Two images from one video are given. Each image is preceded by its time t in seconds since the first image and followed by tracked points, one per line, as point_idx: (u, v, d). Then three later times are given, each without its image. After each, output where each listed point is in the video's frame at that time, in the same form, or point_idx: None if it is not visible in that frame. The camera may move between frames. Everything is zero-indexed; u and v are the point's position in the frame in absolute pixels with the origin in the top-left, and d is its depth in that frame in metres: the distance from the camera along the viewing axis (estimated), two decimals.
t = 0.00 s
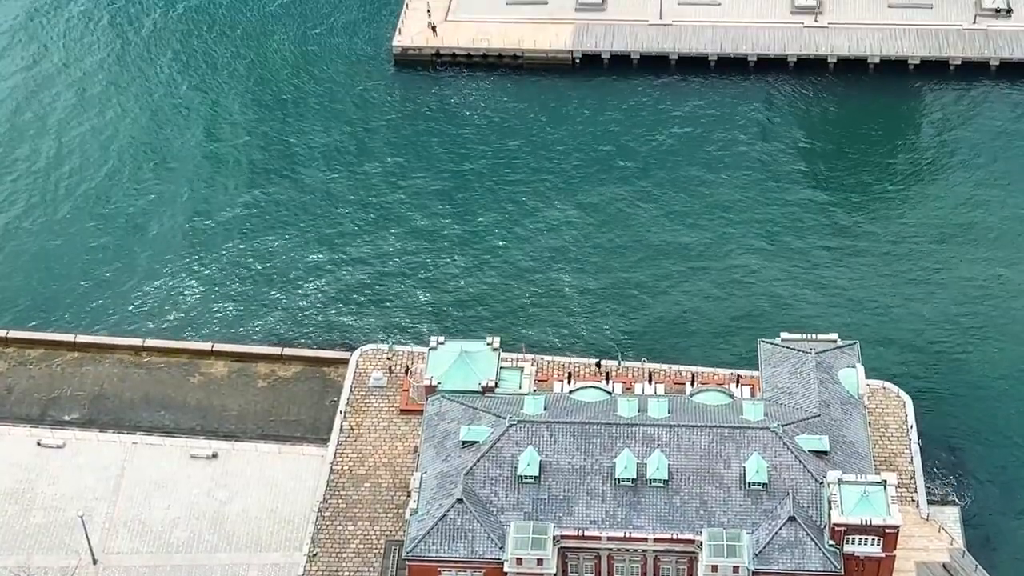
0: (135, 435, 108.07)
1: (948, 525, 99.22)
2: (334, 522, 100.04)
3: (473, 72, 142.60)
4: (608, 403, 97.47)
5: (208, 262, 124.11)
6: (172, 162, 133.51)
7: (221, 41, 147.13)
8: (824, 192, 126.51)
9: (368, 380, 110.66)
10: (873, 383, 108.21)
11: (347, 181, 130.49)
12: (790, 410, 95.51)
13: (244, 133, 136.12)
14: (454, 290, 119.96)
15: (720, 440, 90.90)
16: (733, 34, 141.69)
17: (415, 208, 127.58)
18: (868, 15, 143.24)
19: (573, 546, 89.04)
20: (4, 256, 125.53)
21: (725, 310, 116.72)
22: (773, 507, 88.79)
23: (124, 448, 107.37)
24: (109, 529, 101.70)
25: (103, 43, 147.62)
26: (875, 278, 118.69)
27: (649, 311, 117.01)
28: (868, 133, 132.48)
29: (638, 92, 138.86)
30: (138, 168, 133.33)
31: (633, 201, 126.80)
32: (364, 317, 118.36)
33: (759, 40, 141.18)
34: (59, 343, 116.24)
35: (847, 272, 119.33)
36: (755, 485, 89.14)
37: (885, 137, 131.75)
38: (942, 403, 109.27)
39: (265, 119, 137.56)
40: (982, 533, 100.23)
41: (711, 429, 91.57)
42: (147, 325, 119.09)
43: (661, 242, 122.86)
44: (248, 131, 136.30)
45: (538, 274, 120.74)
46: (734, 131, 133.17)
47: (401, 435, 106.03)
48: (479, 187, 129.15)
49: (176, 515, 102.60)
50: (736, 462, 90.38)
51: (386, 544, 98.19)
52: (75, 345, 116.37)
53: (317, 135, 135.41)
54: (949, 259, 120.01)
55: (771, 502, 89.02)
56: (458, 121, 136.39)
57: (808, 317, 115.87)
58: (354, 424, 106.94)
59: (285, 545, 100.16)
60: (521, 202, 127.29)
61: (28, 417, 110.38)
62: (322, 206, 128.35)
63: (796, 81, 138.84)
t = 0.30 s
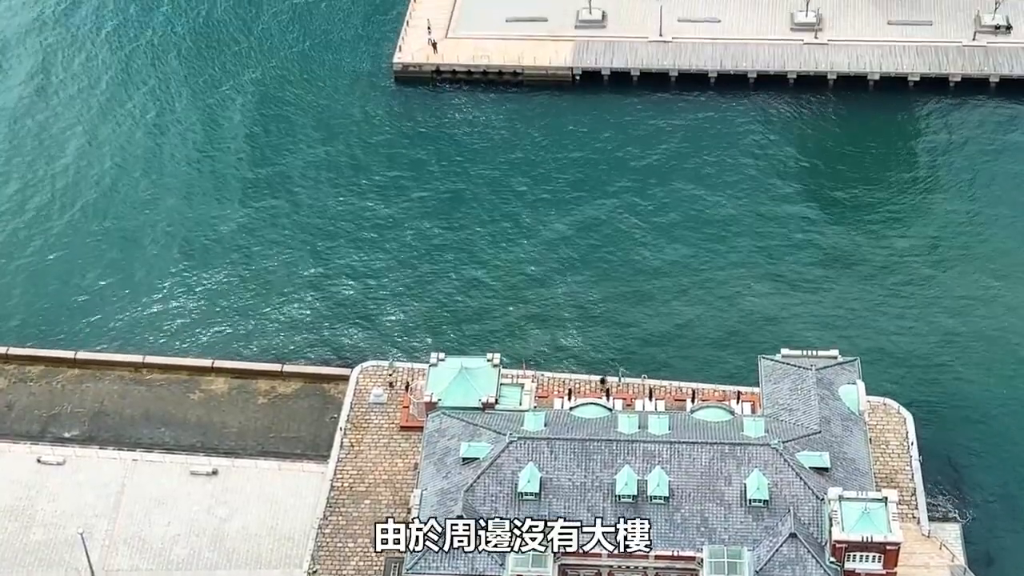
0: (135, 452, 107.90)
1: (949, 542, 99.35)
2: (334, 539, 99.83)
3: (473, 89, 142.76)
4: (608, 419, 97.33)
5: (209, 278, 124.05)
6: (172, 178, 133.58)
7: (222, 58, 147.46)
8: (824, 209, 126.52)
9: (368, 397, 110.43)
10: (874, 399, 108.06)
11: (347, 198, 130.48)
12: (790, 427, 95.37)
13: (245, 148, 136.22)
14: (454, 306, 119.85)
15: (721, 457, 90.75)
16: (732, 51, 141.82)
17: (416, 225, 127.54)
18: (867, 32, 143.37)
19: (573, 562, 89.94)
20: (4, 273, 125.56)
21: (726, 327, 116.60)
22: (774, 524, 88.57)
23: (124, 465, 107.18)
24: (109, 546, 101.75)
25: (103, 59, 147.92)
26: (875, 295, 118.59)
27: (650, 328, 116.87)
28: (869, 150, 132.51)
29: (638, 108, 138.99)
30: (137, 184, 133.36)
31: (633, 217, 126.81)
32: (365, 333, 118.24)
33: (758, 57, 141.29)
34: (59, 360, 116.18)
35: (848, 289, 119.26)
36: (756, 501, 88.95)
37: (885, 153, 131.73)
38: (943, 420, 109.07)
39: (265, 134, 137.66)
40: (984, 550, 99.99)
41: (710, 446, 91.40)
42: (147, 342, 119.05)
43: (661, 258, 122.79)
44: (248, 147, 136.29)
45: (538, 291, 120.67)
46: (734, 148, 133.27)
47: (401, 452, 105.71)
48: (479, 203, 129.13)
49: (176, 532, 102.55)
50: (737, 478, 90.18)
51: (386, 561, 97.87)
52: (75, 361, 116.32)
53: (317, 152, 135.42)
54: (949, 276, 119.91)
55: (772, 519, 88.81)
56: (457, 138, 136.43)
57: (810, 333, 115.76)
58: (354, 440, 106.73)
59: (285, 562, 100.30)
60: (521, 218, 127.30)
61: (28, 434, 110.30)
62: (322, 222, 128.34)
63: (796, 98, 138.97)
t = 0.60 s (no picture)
0: (135, 469, 107.70)
1: (951, 560, 98.94)
2: (334, 556, 99.79)
3: (473, 106, 142.89)
4: (609, 436, 97.25)
5: (209, 295, 124.03)
6: (172, 195, 133.62)
7: (223, 75, 147.63)
8: (825, 225, 126.55)
9: (369, 414, 110.23)
10: (875, 416, 107.88)
11: (347, 214, 130.46)
12: (791, 444, 95.33)
13: (246, 165, 136.23)
14: (455, 323, 119.71)
15: (722, 474, 90.72)
16: (732, 68, 141.99)
17: (417, 241, 127.46)
18: (867, 49, 143.56)
19: None
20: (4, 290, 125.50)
21: (727, 343, 116.53)
22: (775, 541, 88.45)
23: (124, 482, 106.99)
24: (109, 563, 102.01)
25: (104, 76, 148.14)
26: (877, 312, 118.50)
27: (650, 344, 116.84)
28: (868, 166, 132.63)
29: (638, 125, 139.12)
30: (137, 200, 133.38)
31: (634, 234, 126.75)
32: (365, 350, 118.17)
33: (758, 74, 141.41)
34: (59, 377, 116.10)
35: (849, 305, 119.19)
36: (757, 518, 88.88)
37: (885, 170, 131.82)
38: (945, 436, 108.89)
39: (266, 151, 137.71)
40: (986, 567, 99.85)
41: (712, 463, 91.32)
42: (148, 359, 119.00)
43: (662, 275, 122.72)
44: (248, 164, 136.33)
45: (539, 308, 120.52)
46: (735, 164, 133.31)
47: (402, 469, 105.54)
48: (480, 220, 129.07)
49: (176, 549, 102.71)
50: (738, 495, 90.11)
51: None
52: (76, 379, 116.23)
53: (317, 169, 135.44)
54: (951, 293, 119.87)
55: (774, 536, 88.68)
56: (458, 155, 136.44)
57: (810, 350, 115.65)
58: (354, 457, 106.60)
59: None
60: (522, 235, 127.26)
61: (28, 451, 110.20)
62: (323, 239, 128.29)
63: (796, 115, 139.11)
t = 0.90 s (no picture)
0: (135, 486, 107.60)
1: None
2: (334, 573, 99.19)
3: (474, 123, 143.06)
4: (610, 452, 97.15)
5: (209, 312, 123.97)
6: (173, 212, 133.62)
7: (226, 93, 147.97)
8: (825, 242, 126.58)
9: (369, 430, 109.94)
10: (876, 432, 107.86)
11: (347, 231, 130.51)
12: (792, 461, 95.23)
13: (247, 182, 136.38)
14: (456, 340, 119.65)
15: (723, 490, 90.66)
16: (733, 85, 142.20)
17: (417, 258, 127.47)
18: (867, 66, 143.79)
19: None
20: (5, 308, 125.56)
21: (727, 359, 116.44)
22: (777, 558, 88.17)
23: (125, 499, 106.91)
24: None
25: (107, 95, 148.60)
26: (878, 329, 118.46)
27: (650, 360, 116.78)
28: (868, 183, 132.77)
29: (638, 142, 139.24)
30: (137, 217, 133.49)
31: (635, 251, 126.79)
32: (365, 367, 118.10)
33: (759, 91, 141.60)
34: (60, 395, 116.08)
35: (850, 322, 119.12)
36: (759, 535, 88.67)
37: (885, 187, 131.96)
38: (946, 454, 108.71)
39: (268, 168, 137.86)
40: None
41: (713, 478, 91.38)
42: (148, 376, 118.95)
43: (662, 292, 122.72)
44: (249, 180, 136.51)
45: (540, 324, 120.44)
46: (735, 181, 133.44)
47: (402, 486, 105.02)
48: (481, 236, 129.07)
49: (176, 566, 102.51)
50: (739, 512, 89.99)
51: None
52: (76, 396, 116.22)
53: (317, 185, 135.53)
54: (951, 309, 119.85)
55: (775, 553, 88.44)
56: (459, 172, 136.59)
57: (811, 367, 115.51)
58: (354, 474, 106.16)
59: None
60: (522, 251, 127.27)
61: (28, 468, 110.15)
62: (323, 255, 128.26)
63: (796, 132, 139.26)
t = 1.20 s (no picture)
0: (136, 504, 107.55)
1: None
2: None
3: (475, 139, 143.22)
4: (612, 469, 96.92)
5: (209, 329, 123.98)
6: (174, 229, 133.74)
7: (227, 110, 148.27)
8: (825, 260, 126.61)
9: (370, 447, 109.82)
10: (877, 450, 107.66)
11: (348, 248, 130.56)
12: (794, 477, 94.92)
13: (248, 199, 136.49)
14: (457, 357, 119.56)
15: (724, 507, 90.50)
16: (733, 102, 142.38)
17: (418, 275, 127.50)
18: (867, 83, 143.95)
19: None
20: (6, 326, 125.64)
21: (728, 376, 116.29)
22: None
23: (125, 517, 106.83)
24: None
25: (110, 112, 148.93)
26: (879, 346, 118.37)
27: (651, 377, 116.62)
28: (868, 201, 132.82)
29: (639, 159, 139.35)
30: (139, 235, 133.60)
31: (636, 268, 126.80)
32: (366, 383, 118.01)
33: (759, 108, 141.75)
34: (60, 412, 116.02)
35: (850, 339, 119.03)
36: (760, 553, 88.51)
37: (885, 205, 132.00)
38: (947, 471, 108.43)
39: (268, 185, 138.03)
40: None
41: (716, 495, 91.22)
42: (149, 393, 118.90)
43: (662, 309, 122.64)
44: (250, 198, 136.61)
45: (541, 341, 120.36)
46: (735, 198, 133.47)
47: (403, 503, 104.82)
48: (482, 253, 129.12)
49: None
50: (741, 529, 89.84)
51: None
52: (76, 414, 116.12)
53: (318, 202, 135.66)
54: (952, 326, 119.73)
55: (777, 570, 88.31)
56: (459, 189, 136.69)
57: (811, 384, 115.38)
58: (355, 491, 105.98)
59: None
60: (522, 268, 127.31)
61: (29, 486, 110.08)
62: (323, 272, 128.23)
63: (796, 149, 139.36)
